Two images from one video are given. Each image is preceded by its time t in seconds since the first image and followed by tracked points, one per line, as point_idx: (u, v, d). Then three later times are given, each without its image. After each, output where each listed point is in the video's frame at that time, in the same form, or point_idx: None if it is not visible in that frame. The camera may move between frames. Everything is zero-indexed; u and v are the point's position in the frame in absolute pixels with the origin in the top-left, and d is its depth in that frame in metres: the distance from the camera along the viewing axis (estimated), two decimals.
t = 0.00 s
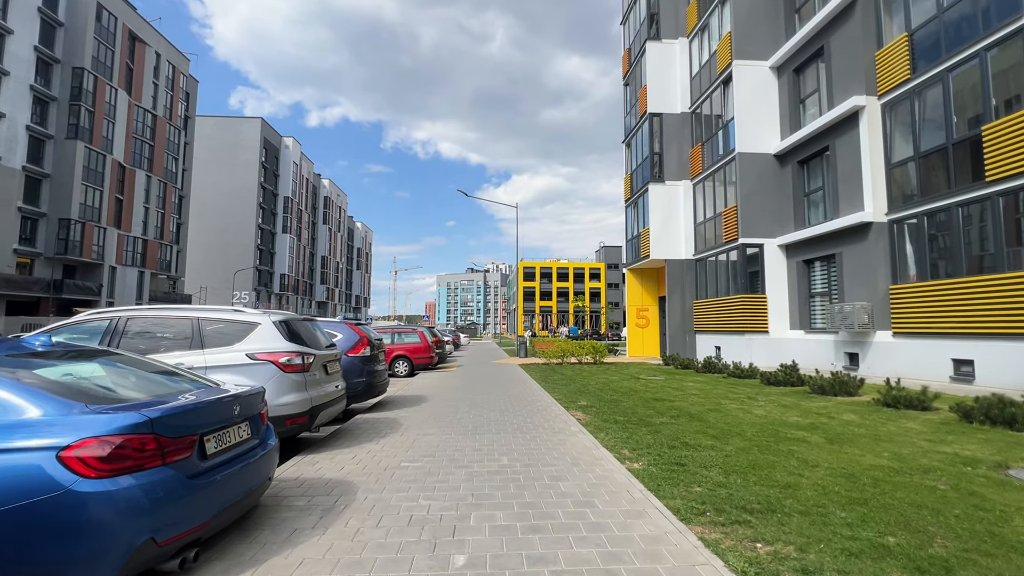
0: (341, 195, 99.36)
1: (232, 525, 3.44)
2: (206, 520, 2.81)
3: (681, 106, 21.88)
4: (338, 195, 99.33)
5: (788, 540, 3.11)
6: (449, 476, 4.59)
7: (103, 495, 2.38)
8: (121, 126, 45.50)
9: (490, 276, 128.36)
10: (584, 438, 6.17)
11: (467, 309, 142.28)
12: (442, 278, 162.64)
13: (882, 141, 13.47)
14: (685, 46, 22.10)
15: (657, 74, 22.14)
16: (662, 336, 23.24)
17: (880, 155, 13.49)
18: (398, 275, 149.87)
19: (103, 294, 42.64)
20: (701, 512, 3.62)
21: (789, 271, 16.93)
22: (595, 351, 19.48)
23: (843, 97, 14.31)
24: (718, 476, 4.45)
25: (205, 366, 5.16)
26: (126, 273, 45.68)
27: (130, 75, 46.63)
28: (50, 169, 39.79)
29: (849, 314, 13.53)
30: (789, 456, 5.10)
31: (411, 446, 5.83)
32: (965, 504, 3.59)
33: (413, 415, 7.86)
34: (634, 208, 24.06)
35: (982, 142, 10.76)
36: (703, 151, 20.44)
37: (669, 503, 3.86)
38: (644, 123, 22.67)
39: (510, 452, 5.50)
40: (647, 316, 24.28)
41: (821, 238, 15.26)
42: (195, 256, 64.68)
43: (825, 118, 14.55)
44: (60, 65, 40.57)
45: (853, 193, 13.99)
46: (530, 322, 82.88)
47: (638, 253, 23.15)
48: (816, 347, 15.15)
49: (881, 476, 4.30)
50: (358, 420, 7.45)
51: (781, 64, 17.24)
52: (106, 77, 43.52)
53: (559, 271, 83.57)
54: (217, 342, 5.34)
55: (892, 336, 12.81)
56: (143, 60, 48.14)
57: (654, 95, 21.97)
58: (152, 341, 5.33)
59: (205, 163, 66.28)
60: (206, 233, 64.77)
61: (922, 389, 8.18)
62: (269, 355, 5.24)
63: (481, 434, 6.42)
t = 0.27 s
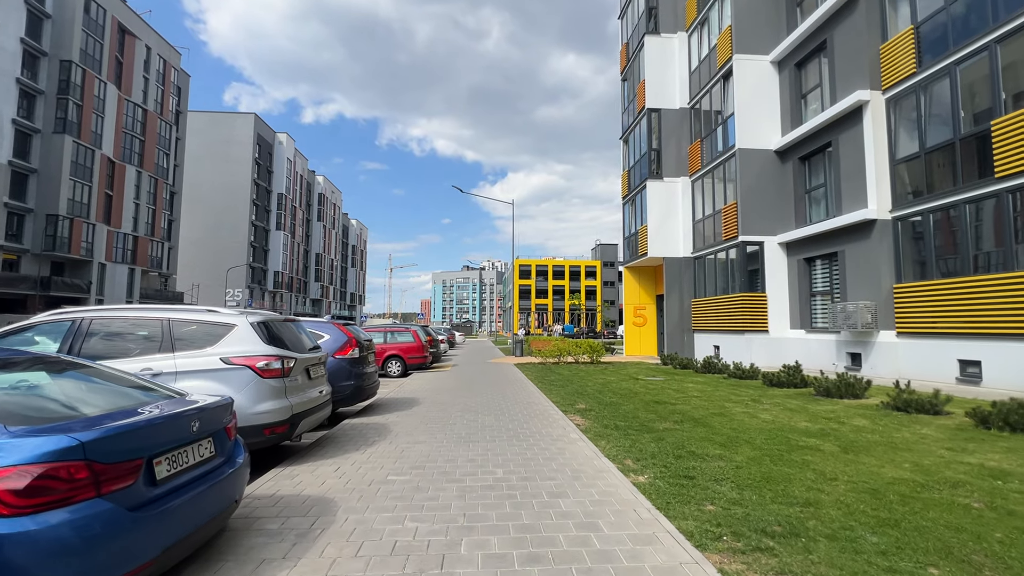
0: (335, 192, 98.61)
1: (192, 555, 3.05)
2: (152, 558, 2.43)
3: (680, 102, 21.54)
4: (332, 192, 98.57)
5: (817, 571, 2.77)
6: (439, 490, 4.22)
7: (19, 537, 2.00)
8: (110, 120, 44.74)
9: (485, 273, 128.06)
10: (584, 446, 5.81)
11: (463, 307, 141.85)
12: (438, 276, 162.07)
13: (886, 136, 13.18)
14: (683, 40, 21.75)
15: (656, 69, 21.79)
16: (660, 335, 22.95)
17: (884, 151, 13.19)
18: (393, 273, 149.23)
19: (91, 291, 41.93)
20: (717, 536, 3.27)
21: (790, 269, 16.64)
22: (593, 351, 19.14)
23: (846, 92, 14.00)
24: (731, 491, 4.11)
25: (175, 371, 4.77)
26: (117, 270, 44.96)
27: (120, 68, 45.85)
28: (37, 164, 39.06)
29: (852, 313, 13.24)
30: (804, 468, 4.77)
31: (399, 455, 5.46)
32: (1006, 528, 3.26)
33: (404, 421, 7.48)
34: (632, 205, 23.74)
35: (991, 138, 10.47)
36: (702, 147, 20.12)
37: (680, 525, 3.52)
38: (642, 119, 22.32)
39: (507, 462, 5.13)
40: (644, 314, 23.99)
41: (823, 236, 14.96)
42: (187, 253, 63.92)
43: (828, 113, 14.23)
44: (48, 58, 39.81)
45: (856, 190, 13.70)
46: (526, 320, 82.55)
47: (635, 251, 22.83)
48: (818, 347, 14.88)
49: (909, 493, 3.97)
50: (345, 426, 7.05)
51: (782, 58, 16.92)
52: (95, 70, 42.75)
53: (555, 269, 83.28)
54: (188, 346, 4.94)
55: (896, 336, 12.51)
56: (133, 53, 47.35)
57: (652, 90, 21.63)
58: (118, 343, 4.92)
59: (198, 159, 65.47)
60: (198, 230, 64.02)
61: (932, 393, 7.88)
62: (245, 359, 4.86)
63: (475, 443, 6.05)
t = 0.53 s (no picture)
0: (331, 188, 97.88)
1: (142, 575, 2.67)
2: None
3: (680, 94, 21.17)
4: (328, 188, 97.83)
5: None
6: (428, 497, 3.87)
7: None
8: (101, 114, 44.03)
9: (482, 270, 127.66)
10: (585, 447, 5.46)
11: (459, 304, 141.38)
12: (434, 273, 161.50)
13: (892, 128, 12.86)
14: (683, 31, 21.37)
15: (655, 61, 21.42)
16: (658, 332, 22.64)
17: (890, 142, 12.87)
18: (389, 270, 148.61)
19: (82, 287, 41.33)
20: (736, 549, 2.93)
21: (792, 264, 16.33)
22: (590, 347, 18.82)
23: (851, 82, 13.66)
24: (747, 497, 3.76)
25: (142, 367, 4.38)
26: (108, 266, 44.33)
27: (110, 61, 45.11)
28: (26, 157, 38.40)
29: (856, 309, 12.92)
30: (823, 470, 4.44)
31: (387, 457, 5.08)
32: None
33: (395, 419, 7.11)
34: (630, 199, 23.39)
35: (1002, 128, 10.16)
36: (702, 140, 19.78)
37: (695, 536, 3.17)
38: (641, 111, 21.94)
39: (502, 464, 4.78)
40: (642, 311, 23.66)
41: (827, 230, 14.65)
42: (181, 249, 63.25)
43: (832, 104, 13.90)
44: (36, 49, 39.08)
45: (861, 183, 13.38)
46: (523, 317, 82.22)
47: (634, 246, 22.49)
48: (820, 343, 14.59)
49: (942, 499, 3.64)
50: (332, 425, 6.68)
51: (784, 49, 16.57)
52: (84, 62, 42.02)
53: (552, 266, 82.93)
54: (156, 339, 4.54)
55: (901, 332, 12.21)
56: (124, 46, 46.62)
57: (652, 83, 21.25)
58: (79, 335, 4.52)
59: (191, 154, 64.72)
60: (191, 226, 63.33)
61: (946, 390, 7.57)
62: (219, 354, 4.47)
63: (469, 442, 5.69)
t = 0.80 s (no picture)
0: (328, 185, 97.24)
1: None
2: None
3: (681, 89, 20.80)
4: (324, 185, 97.18)
5: None
6: (416, 518, 3.49)
7: None
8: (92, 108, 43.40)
9: (479, 268, 127.87)
10: (588, 457, 5.09)
11: (457, 302, 140.95)
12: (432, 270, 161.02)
13: (900, 122, 12.51)
14: (685, 25, 20.99)
15: (656, 55, 21.04)
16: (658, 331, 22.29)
17: (898, 137, 12.52)
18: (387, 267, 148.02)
19: (73, 283, 40.76)
20: None
21: (795, 262, 15.99)
22: (589, 346, 18.47)
23: (858, 76, 13.30)
24: (769, 519, 3.39)
25: (102, 372, 3.98)
26: (101, 262, 43.75)
27: (102, 54, 44.44)
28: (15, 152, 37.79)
29: (862, 309, 12.58)
30: (847, 486, 4.08)
31: (374, 468, 4.70)
32: None
33: (385, 424, 6.72)
34: (630, 196, 23.03)
35: (1018, 122, 9.80)
36: (703, 136, 19.42)
37: (713, 567, 2.80)
38: (642, 106, 21.55)
39: (497, 476, 4.40)
40: (642, 309, 23.31)
41: (832, 227, 14.30)
42: (174, 246, 62.57)
43: (838, 98, 13.54)
44: (25, 42, 38.41)
45: (867, 179, 13.03)
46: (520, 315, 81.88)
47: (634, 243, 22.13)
48: (824, 343, 14.26)
49: (985, 523, 3.28)
50: (317, 431, 6.29)
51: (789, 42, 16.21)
52: (75, 55, 41.35)
53: (549, 263, 82.65)
54: (119, 341, 4.14)
55: (909, 332, 11.86)
56: (116, 39, 45.93)
57: (652, 77, 20.87)
58: (33, 338, 4.11)
59: (185, 149, 64.04)
60: (186, 222, 62.70)
61: (963, 394, 7.22)
62: (187, 358, 4.08)
63: (463, 451, 5.32)
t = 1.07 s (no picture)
0: (325, 181, 96.58)
1: None
2: None
3: (683, 82, 20.43)
4: (321, 181, 96.52)
5: None
6: (408, 531, 3.15)
7: None
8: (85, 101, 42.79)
9: (477, 265, 127.52)
10: (594, 461, 4.75)
11: (455, 299, 140.51)
12: (430, 268, 160.49)
13: (911, 114, 12.18)
14: (688, 17, 20.61)
15: (658, 47, 20.67)
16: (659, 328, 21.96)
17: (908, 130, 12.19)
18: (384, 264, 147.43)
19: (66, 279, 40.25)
20: None
21: (800, 258, 15.68)
22: (589, 344, 18.11)
23: (867, 67, 12.95)
24: (800, 534, 3.06)
25: (63, 370, 3.62)
26: (94, 258, 43.21)
27: (95, 46, 43.80)
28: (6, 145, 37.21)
29: (870, 306, 12.27)
30: (877, 495, 3.75)
31: (364, 473, 4.35)
32: None
33: (378, 424, 6.37)
34: (631, 191, 22.69)
35: None
36: (706, 129, 19.07)
37: None
38: (643, 99, 21.18)
39: (497, 483, 4.06)
40: (642, 306, 22.99)
41: (839, 222, 13.97)
42: (170, 242, 61.99)
43: (847, 90, 13.20)
44: (16, 33, 37.79)
45: (876, 173, 12.70)
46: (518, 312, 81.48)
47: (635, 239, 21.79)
48: (830, 341, 13.96)
49: None
50: (306, 432, 5.93)
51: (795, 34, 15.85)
52: (67, 47, 40.73)
53: (548, 261, 82.25)
54: (83, 336, 3.78)
55: (919, 330, 11.57)
56: (109, 31, 45.27)
57: (654, 70, 20.49)
58: None
59: (181, 144, 63.39)
60: (181, 217, 62.11)
61: (984, 395, 6.90)
62: (157, 354, 3.72)
63: (460, 454, 4.98)
